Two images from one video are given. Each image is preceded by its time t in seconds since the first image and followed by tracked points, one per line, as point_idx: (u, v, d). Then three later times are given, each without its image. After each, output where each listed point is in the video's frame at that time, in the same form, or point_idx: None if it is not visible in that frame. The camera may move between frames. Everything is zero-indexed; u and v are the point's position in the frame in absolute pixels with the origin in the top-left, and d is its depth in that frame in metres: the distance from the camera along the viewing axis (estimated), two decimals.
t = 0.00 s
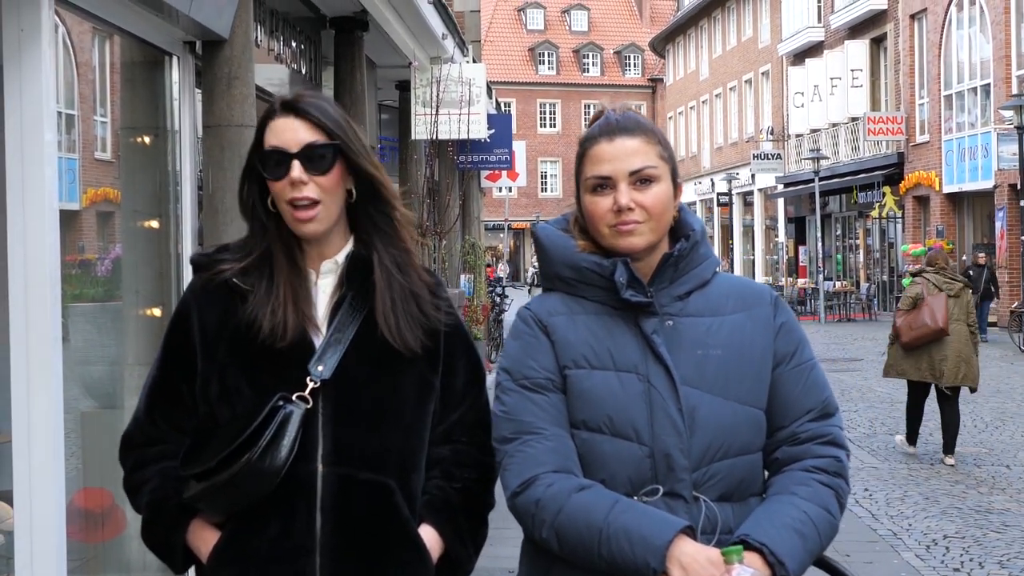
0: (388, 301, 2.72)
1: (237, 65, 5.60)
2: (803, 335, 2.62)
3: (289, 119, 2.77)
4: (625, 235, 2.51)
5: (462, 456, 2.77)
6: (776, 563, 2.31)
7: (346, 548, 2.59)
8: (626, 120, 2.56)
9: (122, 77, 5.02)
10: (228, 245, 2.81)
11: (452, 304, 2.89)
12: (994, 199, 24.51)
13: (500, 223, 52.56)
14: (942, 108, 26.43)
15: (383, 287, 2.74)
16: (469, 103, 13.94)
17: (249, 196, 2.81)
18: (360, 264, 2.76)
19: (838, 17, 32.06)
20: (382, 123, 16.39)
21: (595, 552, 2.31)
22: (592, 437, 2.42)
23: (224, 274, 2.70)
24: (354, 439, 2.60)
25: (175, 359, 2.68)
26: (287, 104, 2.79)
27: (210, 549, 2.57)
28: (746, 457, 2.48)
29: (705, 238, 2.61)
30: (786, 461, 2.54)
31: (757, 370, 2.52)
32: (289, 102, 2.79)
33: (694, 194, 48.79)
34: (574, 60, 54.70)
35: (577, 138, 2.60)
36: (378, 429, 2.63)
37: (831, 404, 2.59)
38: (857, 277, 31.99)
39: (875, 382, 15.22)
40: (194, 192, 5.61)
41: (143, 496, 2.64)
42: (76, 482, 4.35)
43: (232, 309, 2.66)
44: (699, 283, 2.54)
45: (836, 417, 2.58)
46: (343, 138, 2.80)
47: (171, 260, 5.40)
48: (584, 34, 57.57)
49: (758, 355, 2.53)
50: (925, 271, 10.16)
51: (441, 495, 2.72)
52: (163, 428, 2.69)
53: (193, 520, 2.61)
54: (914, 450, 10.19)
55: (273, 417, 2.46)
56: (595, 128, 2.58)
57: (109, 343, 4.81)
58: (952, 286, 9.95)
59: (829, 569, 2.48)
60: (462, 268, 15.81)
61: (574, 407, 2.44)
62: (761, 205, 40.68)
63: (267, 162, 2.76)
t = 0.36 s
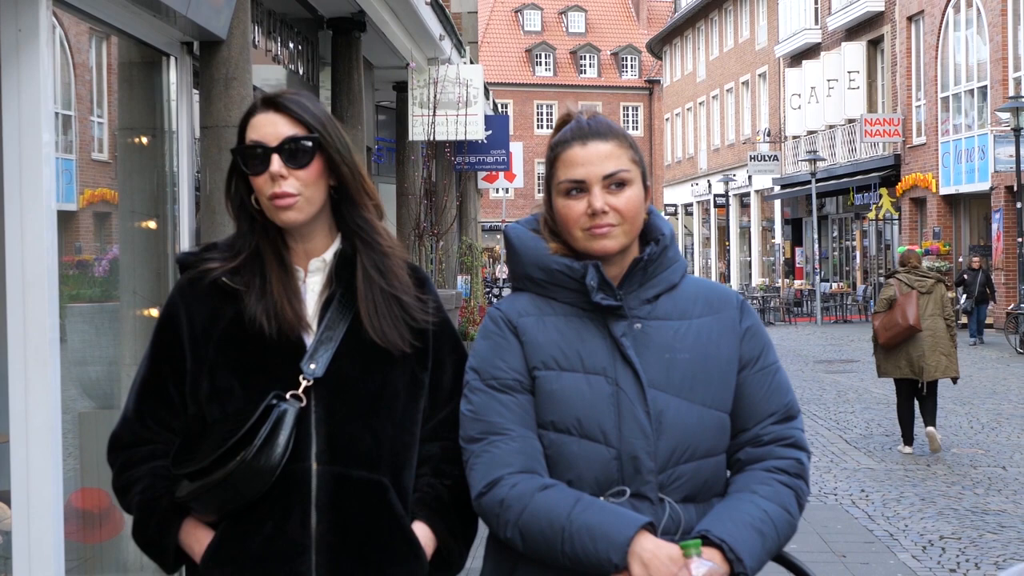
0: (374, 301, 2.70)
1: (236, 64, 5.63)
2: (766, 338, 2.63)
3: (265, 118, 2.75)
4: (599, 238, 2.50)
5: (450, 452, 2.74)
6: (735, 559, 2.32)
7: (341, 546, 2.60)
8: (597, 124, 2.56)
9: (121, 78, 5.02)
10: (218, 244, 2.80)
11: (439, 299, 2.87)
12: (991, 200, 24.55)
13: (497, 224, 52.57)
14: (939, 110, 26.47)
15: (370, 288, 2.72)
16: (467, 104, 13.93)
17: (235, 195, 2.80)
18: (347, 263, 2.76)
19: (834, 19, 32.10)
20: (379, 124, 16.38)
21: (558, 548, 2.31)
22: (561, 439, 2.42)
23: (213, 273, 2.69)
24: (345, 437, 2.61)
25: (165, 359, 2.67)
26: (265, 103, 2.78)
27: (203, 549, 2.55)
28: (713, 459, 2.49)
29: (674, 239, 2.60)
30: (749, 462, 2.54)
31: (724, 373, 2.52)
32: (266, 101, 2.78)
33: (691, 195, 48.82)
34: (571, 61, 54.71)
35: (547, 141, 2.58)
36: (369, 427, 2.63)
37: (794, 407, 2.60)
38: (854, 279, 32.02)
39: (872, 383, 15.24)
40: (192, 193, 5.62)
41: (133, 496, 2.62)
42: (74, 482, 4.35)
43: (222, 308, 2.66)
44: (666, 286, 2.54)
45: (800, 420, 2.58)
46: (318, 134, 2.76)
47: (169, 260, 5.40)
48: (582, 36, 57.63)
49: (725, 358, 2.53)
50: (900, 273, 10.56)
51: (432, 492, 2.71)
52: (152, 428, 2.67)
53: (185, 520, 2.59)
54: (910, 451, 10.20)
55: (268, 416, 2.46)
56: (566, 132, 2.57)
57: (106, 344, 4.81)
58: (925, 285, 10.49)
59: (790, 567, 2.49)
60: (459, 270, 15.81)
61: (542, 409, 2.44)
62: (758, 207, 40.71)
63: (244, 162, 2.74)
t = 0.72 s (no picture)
0: (365, 300, 2.70)
1: (235, 64, 5.64)
2: (746, 341, 2.62)
3: (254, 120, 2.74)
4: (585, 241, 2.50)
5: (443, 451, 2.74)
6: (702, 559, 2.33)
7: (339, 543, 2.60)
8: (585, 127, 2.56)
9: (120, 76, 5.01)
10: (211, 245, 2.79)
11: (431, 298, 2.87)
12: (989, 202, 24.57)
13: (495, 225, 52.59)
14: (937, 111, 26.50)
15: (362, 288, 2.72)
16: (466, 104, 13.92)
17: (227, 196, 2.78)
18: (339, 263, 2.75)
19: (833, 20, 32.13)
20: (378, 124, 16.37)
21: (530, 543, 2.32)
22: (539, 438, 2.42)
23: (206, 273, 2.68)
24: (341, 434, 2.61)
25: (160, 359, 2.66)
26: (257, 103, 2.75)
27: (201, 547, 2.56)
28: (689, 461, 2.49)
29: (658, 241, 2.59)
30: (727, 463, 2.54)
31: (703, 375, 2.52)
32: (254, 104, 2.75)
33: (689, 196, 48.82)
34: (569, 62, 54.70)
35: (534, 143, 2.57)
36: (363, 423, 2.62)
37: (773, 411, 2.60)
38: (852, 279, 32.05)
39: (871, 384, 15.26)
40: (191, 192, 5.62)
41: (131, 496, 2.61)
42: (73, 480, 4.35)
43: (214, 308, 2.65)
44: (649, 289, 2.53)
45: (777, 425, 2.58)
46: (310, 137, 2.75)
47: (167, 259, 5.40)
48: (580, 36, 57.69)
49: (706, 361, 2.53)
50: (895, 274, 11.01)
51: (428, 487, 2.69)
52: (147, 428, 2.66)
53: (183, 518, 2.58)
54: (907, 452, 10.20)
55: (262, 413, 2.46)
56: (552, 134, 2.56)
57: (105, 343, 4.81)
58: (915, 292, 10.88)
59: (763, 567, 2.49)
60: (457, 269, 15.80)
61: (521, 408, 2.44)
62: (756, 208, 40.74)
63: (233, 165, 2.73)
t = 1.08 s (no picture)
0: (365, 295, 2.70)
1: (233, 62, 5.62)
2: (748, 339, 2.62)
3: (259, 118, 2.74)
4: (584, 239, 2.50)
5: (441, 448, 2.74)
6: (708, 556, 2.31)
7: (336, 539, 2.59)
8: (582, 125, 2.55)
9: (118, 74, 5.00)
10: (212, 242, 2.78)
11: (431, 296, 2.86)
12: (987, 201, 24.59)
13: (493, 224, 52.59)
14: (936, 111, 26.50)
15: (362, 284, 2.71)
16: (464, 102, 13.88)
17: (229, 194, 2.78)
18: (338, 260, 2.75)
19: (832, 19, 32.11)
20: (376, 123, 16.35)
21: (535, 541, 2.32)
22: (542, 435, 2.42)
23: (206, 269, 2.68)
24: (338, 430, 2.60)
25: (160, 355, 2.65)
26: (259, 102, 2.75)
27: (197, 542, 2.56)
28: (692, 458, 2.49)
29: (658, 240, 2.59)
30: (729, 459, 2.54)
31: (705, 372, 2.52)
32: (258, 101, 2.75)
33: (687, 195, 48.82)
34: (568, 61, 54.68)
35: (533, 142, 2.58)
36: (359, 419, 2.62)
37: (775, 408, 2.60)
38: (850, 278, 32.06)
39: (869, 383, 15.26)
40: (191, 190, 5.61)
41: (130, 491, 2.61)
42: (71, 479, 4.34)
43: (213, 304, 2.64)
44: (650, 286, 2.53)
45: (779, 421, 2.58)
46: (313, 135, 2.75)
47: (165, 257, 5.39)
48: (578, 35, 57.66)
49: (705, 358, 2.53)
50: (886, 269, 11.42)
51: (426, 486, 2.70)
52: (148, 425, 2.66)
53: (180, 514, 2.58)
54: (905, 451, 10.19)
55: (259, 408, 2.46)
56: (550, 132, 2.56)
57: (104, 341, 4.81)
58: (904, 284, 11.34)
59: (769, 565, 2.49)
60: (455, 268, 15.79)
61: (524, 406, 2.44)
62: (754, 207, 40.74)
63: (238, 162, 2.73)
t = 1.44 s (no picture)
0: (372, 291, 2.70)
1: (233, 57, 5.60)
2: (776, 333, 2.61)
3: (270, 114, 2.74)
4: (608, 231, 2.51)
5: (449, 444, 2.75)
6: (738, 552, 2.32)
7: (339, 535, 2.59)
8: (605, 118, 2.56)
9: (115, 70, 4.99)
10: (218, 236, 2.78)
11: (437, 292, 2.87)
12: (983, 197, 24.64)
13: (490, 219, 52.65)
14: (932, 107, 26.54)
15: (371, 281, 2.72)
16: (462, 98, 13.87)
17: (238, 190, 2.79)
18: (345, 255, 2.75)
19: (828, 15, 32.13)
20: (374, 118, 16.39)
21: (563, 538, 2.32)
22: (568, 430, 2.42)
23: (212, 263, 2.68)
24: (344, 426, 2.60)
25: (166, 349, 2.66)
26: (270, 100, 2.75)
27: (201, 536, 2.56)
28: (720, 452, 2.49)
29: (682, 235, 2.59)
30: (757, 455, 2.54)
31: (731, 366, 2.51)
32: (269, 97, 2.76)
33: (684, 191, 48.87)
34: (565, 57, 54.68)
35: (555, 135, 2.58)
36: (365, 415, 2.62)
37: (803, 402, 2.60)
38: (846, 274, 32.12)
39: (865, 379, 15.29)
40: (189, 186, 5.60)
41: (135, 484, 2.61)
42: (70, 474, 4.34)
43: (220, 298, 2.65)
44: (676, 280, 2.53)
45: (808, 415, 2.58)
46: (325, 132, 2.76)
47: (164, 252, 5.38)
48: (575, 31, 57.68)
49: (734, 351, 2.53)
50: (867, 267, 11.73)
51: (431, 482, 2.71)
52: (153, 418, 2.66)
53: (185, 506, 2.59)
54: (903, 448, 10.22)
55: (263, 403, 2.46)
56: (573, 126, 2.57)
57: (102, 336, 4.80)
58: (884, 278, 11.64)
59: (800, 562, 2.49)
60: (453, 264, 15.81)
61: (550, 401, 2.44)
62: (750, 203, 40.81)
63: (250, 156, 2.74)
